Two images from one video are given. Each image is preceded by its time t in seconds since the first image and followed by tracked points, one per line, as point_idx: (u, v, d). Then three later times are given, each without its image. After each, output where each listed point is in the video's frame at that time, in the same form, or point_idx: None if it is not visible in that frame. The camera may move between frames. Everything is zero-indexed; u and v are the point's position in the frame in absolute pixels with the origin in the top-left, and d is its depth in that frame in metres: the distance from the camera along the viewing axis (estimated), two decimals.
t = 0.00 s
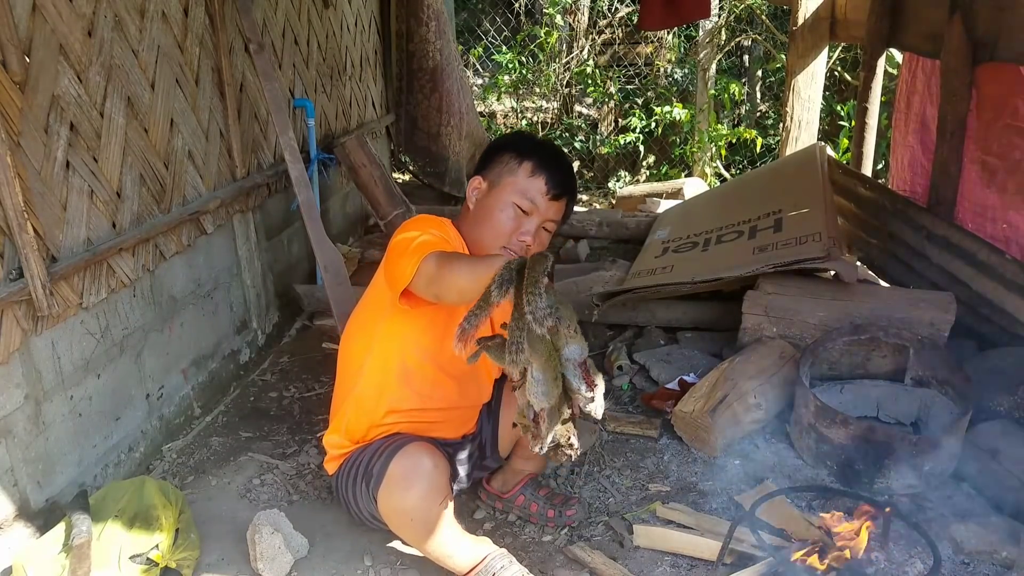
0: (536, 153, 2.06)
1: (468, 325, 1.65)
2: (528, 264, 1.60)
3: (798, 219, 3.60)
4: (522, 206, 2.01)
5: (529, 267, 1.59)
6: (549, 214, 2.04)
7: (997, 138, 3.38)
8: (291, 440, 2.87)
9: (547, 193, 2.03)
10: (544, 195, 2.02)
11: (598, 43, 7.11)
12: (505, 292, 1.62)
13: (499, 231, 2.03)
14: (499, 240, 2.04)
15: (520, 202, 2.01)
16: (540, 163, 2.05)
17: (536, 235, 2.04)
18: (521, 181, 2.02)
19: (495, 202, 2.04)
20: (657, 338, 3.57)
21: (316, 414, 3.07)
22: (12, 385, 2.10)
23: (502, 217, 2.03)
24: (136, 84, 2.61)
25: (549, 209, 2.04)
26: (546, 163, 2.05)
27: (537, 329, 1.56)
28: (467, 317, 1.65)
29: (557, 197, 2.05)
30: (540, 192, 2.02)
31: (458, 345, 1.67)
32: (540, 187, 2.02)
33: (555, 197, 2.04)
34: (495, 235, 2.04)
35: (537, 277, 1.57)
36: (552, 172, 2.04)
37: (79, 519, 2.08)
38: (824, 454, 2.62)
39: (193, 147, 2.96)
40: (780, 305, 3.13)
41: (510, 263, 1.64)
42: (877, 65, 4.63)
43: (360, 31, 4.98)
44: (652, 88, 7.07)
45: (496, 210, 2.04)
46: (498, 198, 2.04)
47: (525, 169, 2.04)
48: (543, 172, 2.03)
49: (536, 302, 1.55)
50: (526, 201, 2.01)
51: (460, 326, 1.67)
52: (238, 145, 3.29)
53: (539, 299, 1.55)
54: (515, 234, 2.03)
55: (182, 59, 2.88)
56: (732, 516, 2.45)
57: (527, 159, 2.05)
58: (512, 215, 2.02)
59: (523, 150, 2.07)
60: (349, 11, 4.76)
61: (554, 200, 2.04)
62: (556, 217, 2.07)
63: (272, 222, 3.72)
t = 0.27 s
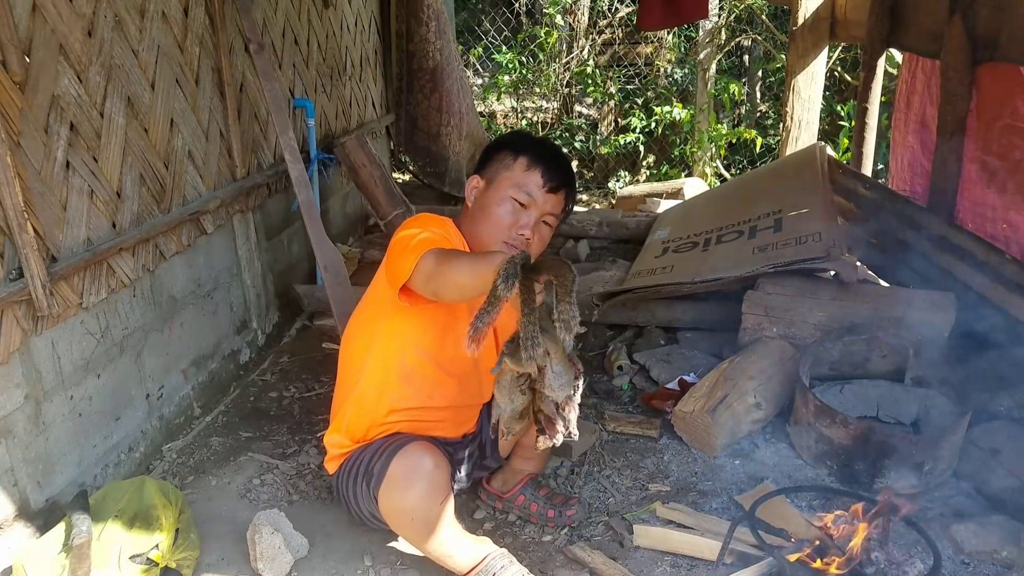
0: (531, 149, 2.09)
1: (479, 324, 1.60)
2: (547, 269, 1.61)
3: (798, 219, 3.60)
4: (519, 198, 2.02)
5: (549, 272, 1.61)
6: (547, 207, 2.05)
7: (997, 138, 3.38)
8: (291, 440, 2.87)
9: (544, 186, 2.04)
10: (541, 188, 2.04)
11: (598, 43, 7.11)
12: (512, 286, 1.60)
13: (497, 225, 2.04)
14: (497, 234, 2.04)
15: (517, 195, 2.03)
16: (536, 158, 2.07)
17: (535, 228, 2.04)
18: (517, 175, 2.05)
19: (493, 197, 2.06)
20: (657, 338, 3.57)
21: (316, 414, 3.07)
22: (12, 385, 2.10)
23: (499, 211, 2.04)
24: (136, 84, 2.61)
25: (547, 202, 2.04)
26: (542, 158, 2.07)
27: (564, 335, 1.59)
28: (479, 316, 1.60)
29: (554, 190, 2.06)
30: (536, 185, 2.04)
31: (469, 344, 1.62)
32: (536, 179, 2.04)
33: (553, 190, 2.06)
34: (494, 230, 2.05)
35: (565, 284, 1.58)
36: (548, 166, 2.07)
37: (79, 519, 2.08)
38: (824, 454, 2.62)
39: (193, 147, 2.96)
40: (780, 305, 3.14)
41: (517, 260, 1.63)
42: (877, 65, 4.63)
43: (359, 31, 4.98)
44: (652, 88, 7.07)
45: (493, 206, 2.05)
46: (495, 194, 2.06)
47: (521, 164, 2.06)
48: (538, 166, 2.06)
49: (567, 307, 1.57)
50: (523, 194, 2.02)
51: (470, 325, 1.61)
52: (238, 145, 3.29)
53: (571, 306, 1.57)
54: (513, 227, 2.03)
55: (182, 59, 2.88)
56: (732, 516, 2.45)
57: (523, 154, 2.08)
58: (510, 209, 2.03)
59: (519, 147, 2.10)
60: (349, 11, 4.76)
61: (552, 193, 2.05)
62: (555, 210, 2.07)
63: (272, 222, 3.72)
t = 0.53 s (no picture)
0: (518, 140, 2.11)
1: (497, 327, 1.58)
2: (564, 267, 1.61)
3: (797, 219, 3.61)
4: (509, 187, 2.03)
5: (566, 271, 1.61)
6: (538, 194, 2.04)
7: (997, 138, 3.38)
8: (291, 440, 2.87)
9: (532, 173, 2.05)
10: (529, 175, 2.04)
11: (598, 43, 7.11)
12: (523, 285, 1.58)
13: (489, 216, 2.05)
14: (490, 225, 2.05)
15: (506, 184, 2.04)
16: (523, 147, 2.09)
17: (529, 215, 2.04)
18: (505, 166, 2.07)
19: (484, 191, 2.08)
20: (657, 338, 3.57)
21: (316, 414, 3.07)
22: (12, 385, 2.10)
23: (491, 202, 2.05)
24: (136, 84, 2.61)
25: (538, 189, 2.04)
26: (529, 147, 2.09)
27: (588, 328, 1.59)
28: (495, 318, 1.57)
29: (544, 176, 2.06)
30: (524, 172, 2.04)
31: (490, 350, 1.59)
32: (523, 167, 2.05)
33: (542, 176, 2.05)
34: (486, 222, 2.05)
35: (586, 283, 1.59)
36: (535, 154, 2.08)
37: (79, 519, 2.08)
38: (823, 454, 2.62)
39: (193, 147, 2.96)
40: (780, 305, 3.14)
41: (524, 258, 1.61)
42: (877, 65, 4.62)
43: (359, 31, 4.98)
44: (652, 88, 7.07)
45: (485, 199, 2.06)
46: (486, 187, 2.08)
47: (509, 156, 2.08)
48: (525, 155, 2.07)
49: (590, 302, 1.58)
50: (512, 183, 2.03)
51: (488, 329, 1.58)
52: (238, 145, 3.29)
53: (595, 301, 1.59)
54: (505, 217, 2.03)
55: (182, 59, 2.88)
56: (732, 516, 2.45)
57: (510, 146, 2.10)
58: (501, 199, 2.04)
59: (506, 140, 2.13)
60: (349, 12, 4.76)
61: (542, 179, 2.05)
62: (548, 197, 2.06)
63: (272, 222, 3.72)
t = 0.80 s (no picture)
0: (506, 137, 2.11)
1: (492, 327, 1.59)
2: (561, 267, 1.58)
3: (798, 219, 3.61)
4: (501, 186, 2.03)
5: (563, 270, 1.58)
6: (531, 189, 2.04)
7: (997, 139, 3.38)
8: (291, 440, 2.87)
9: (522, 169, 2.04)
10: (520, 171, 2.04)
11: (598, 43, 7.11)
12: (522, 286, 1.57)
13: (484, 215, 2.05)
14: (486, 224, 2.05)
15: (498, 183, 2.04)
16: (512, 144, 2.08)
17: (524, 211, 2.04)
18: (496, 164, 2.07)
19: (476, 191, 2.08)
20: (657, 338, 3.57)
21: (316, 414, 3.07)
22: (11, 385, 2.10)
23: (484, 202, 2.05)
24: (136, 84, 2.61)
25: (530, 185, 2.04)
26: (517, 142, 2.08)
27: (581, 330, 1.57)
28: (491, 319, 1.58)
29: (535, 170, 2.05)
30: (514, 169, 2.04)
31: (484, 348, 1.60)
32: (513, 164, 2.05)
33: (534, 171, 2.05)
34: (481, 221, 2.05)
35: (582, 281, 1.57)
36: (524, 150, 2.07)
37: (79, 519, 2.08)
38: (823, 454, 2.62)
39: (193, 147, 2.96)
40: (780, 305, 3.14)
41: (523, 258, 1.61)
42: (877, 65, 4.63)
43: (359, 31, 4.98)
44: (652, 88, 7.07)
45: (478, 199, 2.06)
46: (478, 187, 2.08)
47: (498, 154, 2.08)
48: (513, 151, 2.07)
49: (585, 301, 1.56)
50: (504, 181, 2.03)
51: (484, 328, 1.59)
52: (238, 145, 3.29)
53: (589, 300, 1.56)
54: (500, 215, 2.03)
55: (182, 60, 2.88)
56: (732, 516, 2.45)
57: (498, 144, 2.10)
58: (494, 198, 2.04)
59: (493, 138, 2.12)
60: (349, 12, 4.76)
61: (533, 174, 2.05)
62: (542, 191, 2.06)
63: (271, 222, 3.72)
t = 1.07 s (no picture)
0: (500, 136, 2.10)
1: (494, 334, 1.60)
2: (558, 271, 1.59)
3: (798, 219, 3.61)
4: (497, 185, 2.03)
5: (560, 274, 1.59)
6: (528, 188, 2.04)
7: (997, 139, 3.38)
8: (291, 440, 2.87)
9: (518, 167, 2.04)
10: (516, 170, 2.04)
11: (598, 43, 7.11)
12: (522, 292, 1.57)
13: (481, 215, 2.04)
14: (482, 224, 2.05)
15: (493, 182, 2.03)
16: (506, 143, 2.08)
17: (520, 210, 2.04)
18: (491, 164, 2.06)
19: (472, 191, 2.07)
20: (657, 338, 3.57)
21: (316, 414, 3.07)
22: (11, 385, 2.10)
23: (481, 202, 2.05)
24: (136, 84, 2.61)
25: (526, 183, 2.04)
26: (512, 141, 2.08)
27: (578, 333, 1.60)
28: (492, 326, 1.60)
29: (531, 169, 2.05)
30: (510, 168, 2.04)
31: (486, 356, 1.62)
32: (507, 163, 2.05)
33: (530, 169, 2.05)
34: (478, 221, 2.05)
35: (578, 285, 1.58)
36: (519, 148, 2.07)
37: (79, 519, 2.08)
38: (823, 454, 2.62)
39: (193, 147, 2.96)
40: (780, 305, 3.13)
41: (522, 263, 1.60)
42: (877, 65, 4.63)
43: (359, 31, 4.98)
44: (652, 88, 7.07)
45: (474, 199, 2.06)
46: (474, 187, 2.07)
47: (493, 153, 2.08)
48: (508, 150, 2.06)
49: (581, 304, 1.59)
50: (500, 181, 2.03)
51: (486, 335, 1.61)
52: (238, 145, 3.29)
53: (585, 304, 1.59)
54: (496, 215, 2.03)
55: (182, 59, 2.88)
56: (732, 516, 2.45)
57: (493, 143, 2.10)
58: (491, 198, 2.03)
59: (488, 138, 2.12)
60: (349, 11, 4.76)
61: (529, 172, 2.04)
62: (538, 189, 2.05)
63: (271, 222, 3.72)
